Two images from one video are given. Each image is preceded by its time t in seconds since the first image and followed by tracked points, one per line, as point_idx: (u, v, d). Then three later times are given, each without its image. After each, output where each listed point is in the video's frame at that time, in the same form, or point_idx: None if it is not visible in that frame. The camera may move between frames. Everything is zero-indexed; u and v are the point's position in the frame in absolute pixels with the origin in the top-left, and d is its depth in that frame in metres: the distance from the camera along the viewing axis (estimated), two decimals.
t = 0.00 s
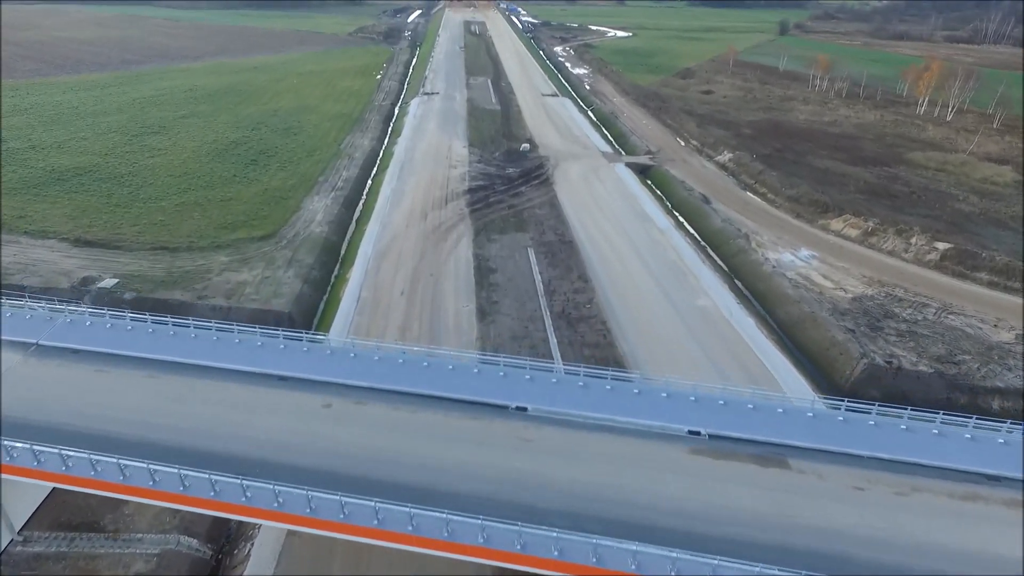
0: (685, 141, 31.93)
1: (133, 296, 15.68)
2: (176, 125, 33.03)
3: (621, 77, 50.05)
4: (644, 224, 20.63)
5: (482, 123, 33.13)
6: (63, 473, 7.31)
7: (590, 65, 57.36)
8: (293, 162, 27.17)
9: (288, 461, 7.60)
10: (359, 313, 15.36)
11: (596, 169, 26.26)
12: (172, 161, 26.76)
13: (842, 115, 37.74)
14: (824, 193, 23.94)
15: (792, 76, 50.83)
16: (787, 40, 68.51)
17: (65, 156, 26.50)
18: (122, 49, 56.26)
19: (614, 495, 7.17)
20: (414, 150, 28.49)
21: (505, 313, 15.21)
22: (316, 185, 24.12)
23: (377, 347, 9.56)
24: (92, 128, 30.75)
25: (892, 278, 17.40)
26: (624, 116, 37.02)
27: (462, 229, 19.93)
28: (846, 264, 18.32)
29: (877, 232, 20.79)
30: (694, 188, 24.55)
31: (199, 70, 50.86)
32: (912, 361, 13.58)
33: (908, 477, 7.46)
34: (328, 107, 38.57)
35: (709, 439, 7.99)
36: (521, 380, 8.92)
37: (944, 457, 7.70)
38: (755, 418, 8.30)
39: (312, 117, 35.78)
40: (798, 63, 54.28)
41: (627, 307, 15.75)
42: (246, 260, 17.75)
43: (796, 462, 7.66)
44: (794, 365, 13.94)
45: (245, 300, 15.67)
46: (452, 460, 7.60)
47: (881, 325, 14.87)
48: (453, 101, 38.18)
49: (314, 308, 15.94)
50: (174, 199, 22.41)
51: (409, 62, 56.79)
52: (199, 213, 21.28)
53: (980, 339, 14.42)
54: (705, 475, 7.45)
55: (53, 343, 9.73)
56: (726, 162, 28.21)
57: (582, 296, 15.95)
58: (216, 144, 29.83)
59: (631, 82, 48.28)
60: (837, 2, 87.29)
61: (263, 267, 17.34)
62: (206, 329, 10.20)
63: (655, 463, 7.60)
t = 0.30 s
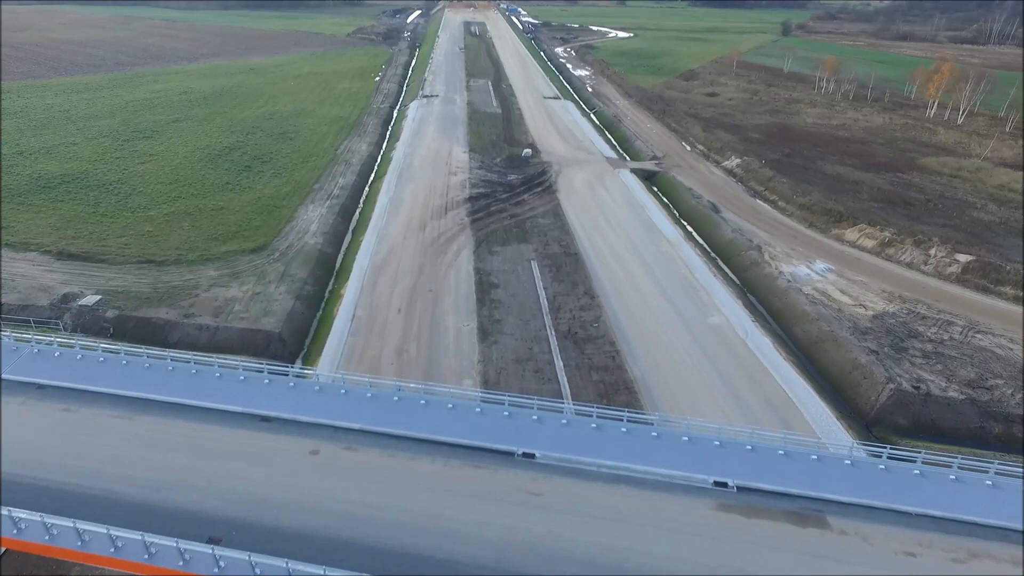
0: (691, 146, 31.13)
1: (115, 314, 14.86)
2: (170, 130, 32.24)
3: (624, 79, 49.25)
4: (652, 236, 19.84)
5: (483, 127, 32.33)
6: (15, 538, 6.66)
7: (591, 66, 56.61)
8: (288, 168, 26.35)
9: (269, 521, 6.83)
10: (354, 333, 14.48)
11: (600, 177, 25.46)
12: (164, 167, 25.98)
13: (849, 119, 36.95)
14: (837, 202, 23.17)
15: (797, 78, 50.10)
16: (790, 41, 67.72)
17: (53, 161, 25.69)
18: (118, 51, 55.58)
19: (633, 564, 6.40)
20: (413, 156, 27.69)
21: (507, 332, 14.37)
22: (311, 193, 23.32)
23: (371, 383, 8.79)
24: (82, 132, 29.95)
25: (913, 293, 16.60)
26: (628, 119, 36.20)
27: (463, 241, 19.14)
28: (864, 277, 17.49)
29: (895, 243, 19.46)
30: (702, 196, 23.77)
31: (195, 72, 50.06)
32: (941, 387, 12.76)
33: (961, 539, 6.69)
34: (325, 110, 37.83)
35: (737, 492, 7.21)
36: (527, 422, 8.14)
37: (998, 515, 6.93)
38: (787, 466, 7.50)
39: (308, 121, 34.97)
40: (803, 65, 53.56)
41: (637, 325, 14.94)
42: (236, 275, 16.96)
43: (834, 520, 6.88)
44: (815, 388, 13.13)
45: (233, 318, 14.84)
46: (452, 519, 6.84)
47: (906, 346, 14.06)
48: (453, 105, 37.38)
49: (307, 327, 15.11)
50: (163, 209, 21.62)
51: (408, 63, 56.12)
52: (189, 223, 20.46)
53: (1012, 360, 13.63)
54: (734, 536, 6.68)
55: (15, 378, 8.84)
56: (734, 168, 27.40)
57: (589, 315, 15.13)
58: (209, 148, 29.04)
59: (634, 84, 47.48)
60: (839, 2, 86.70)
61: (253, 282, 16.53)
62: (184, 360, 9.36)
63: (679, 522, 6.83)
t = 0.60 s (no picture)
0: (698, 151, 30.20)
1: (92, 337, 13.92)
2: (161, 134, 31.33)
3: (627, 81, 48.29)
4: (661, 250, 18.94)
5: (483, 132, 31.40)
6: None
7: (593, 67, 55.74)
8: (281, 176, 25.44)
9: None
10: (346, 359, 13.53)
11: (606, 185, 24.52)
12: (153, 175, 25.06)
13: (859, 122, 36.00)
14: (853, 211, 22.25)
15: (803, 79, 49.21)
16: (794, 41, 66.76)
17: (38, 168, 24.74)
18: (113, 53, 54.79)
19: None
20: (411, 163, 26.75)
21: (511, 357, 13.43)
22: (305, 203, 22.40)
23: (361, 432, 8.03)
24: (70, 137, 29.04)
25: (940, 312, 15.69)
26: (632, 123, 35.26)
27: (463, 255, 18.23)
28: (886, 295, 16.56)
29: (915, 257, 18.59)
30: (713, 205, 22.84)
31: (190, 74, 49.14)
32: (979, 421, 11.85)
33: None
34: (321, 114, 36.95)
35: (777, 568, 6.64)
36: (538, 481, 7.45)
37: None
38: (825, 537, 6.96)
39: (305, 125, 34.07)
40: (809, 67, 52.69)
41: (649, 349, 14.01)
42: (223, 293, 16.03)
43: None
44: (842, 420, 12.23)
45: (219, 342, 13.92)
46: None
47: (937, 373, 13.14)
48: (453, 108, 36.45)
49: (297, 352, 14.19)
50: (150, 220, 20.71)
51: (408, 65, 55.28)
52: (176, 235, 19.55)
53: None
54: None
55: None
56: (743, 175, 26.46)
57: (597, 338, 14.20)
58: (201, 155, 28.13)
59: (637, 86, 46.58)
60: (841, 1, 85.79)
61: (241, 301, 15.62)
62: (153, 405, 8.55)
63: None
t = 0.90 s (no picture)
0: (705, 157, 29.30)
1: (64, 364, 13.00)
2: (151, 140, 30.40)
3: (630, 83, 47.37)
4: (671, 266, 18.02)
5: (484, 138, 30.48)
6: None
7: (595, 69, 54.80)
8: (274, 184, 24.53)
9: None
10: (337, 388, 12.58)
11: (611, 194, 23.58)
12: (140, 184, 24.12)
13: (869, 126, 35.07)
14: (870, 222, 21.32)
15: (809, 82, 48.28)
16: (798, 41, 65.82)
17: (20, 176, 23.78)
18: (107, 55, 53.93)
19: None
20: (408, 170, 25.83)
21: (514, 388, 12.50)
22: (297, 214, 21.49)
23: (346, 500, 8.47)
24: (56, 144, 28.09)
25: (969, 335, 14.77)
26: (636, 128, 34.34)
27: (462, 271, 17.29)
28: (911, 314, 15.62)
29: (938, 272, 17.65)
30: (723, 216, 21.92)
31: (185, 77, 48.24)
32: None
33: None
34: (317, 118, 36.04)
35: None
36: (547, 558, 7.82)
37: None
38: None
39: (299, 130, 33.17)
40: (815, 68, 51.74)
41: (661, 376, 13.08)
42: (207, 314, 15.12)
43: None
44: (873, 457, 11.28)
45: (200, 370, 12.97)
46: None
47: (973, 406, 12.25)
48: (452, 112, 35.54)
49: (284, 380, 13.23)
50: (135, 232, 19.77)
51: (407, 67, 54.40)
52: (161, 249, 18.63)
53: None
54: None
55: None
56: (752, 182, 25.55)
57: (606, 364, 13.28)
58: (191, 162, 27.21)
59: (641, 89, 45.67)
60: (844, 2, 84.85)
61: (226, 323, 14.71)
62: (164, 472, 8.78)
63: None
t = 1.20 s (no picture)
0: (711, 162, 28.47)
1: (35, 392, 12.14)
2: (141, 146, 29.55)
3: (632, 85, 46.55)
4: (680, 280, 17.21)
5: (483, 143, 29.66)
6: None
7: (596, 70, 54.04)
8: (266, 192, 23.72)
9: None
10: (327, 418, 11.75)
11: (615, 203, 22.78)
12: (127, 192, 23.28)
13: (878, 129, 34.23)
14: (885, 231, 20.51)
15: (813, 84, 47.53)
16: (800, 42, 65.20)
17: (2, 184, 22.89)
18: (101, 56, 53.18)
19: None
20: (405, 178, 25.01)
21: (516, 418, 11.70)
22: (290, 225, 20.69)
23: None
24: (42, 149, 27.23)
25: (997, 356, 13.97)
26: (640, 132, 33.51)
27: (461, 287, 16.48)
28: (935, 333, 14.80)
29: (960, 287, 16.82)
30: (732, 225, 21.10)
31: (179, 80, 47.40)
32: None
33: None
34: (312, 122, 35.25)
35: None
36: None
37: None
38: None
39: (294, 135, 32.35)
40: (819, 70, 51.04)
41: (673, 405, 12.28)
42: (191, 335, 14.29)
43: None
44: (904, 496, 10.48)
45: (179, 399, 12.13)
46: None
47: (1008, 440, 11.52)
48: (451, 116, 34.74)
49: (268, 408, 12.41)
50: (119, 244, 18.93)
51: (405, 69, 53.68)
52: (146, 263, 17.79)
53: None
54: None
55: None
56: (761, 189, 24.72)
57: (614, 391, 12.47)
58: (181, 168, 26.37)
59: (643, 91, 44.89)
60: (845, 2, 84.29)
61: (210, 345, 13.89)
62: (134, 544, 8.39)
63: None
